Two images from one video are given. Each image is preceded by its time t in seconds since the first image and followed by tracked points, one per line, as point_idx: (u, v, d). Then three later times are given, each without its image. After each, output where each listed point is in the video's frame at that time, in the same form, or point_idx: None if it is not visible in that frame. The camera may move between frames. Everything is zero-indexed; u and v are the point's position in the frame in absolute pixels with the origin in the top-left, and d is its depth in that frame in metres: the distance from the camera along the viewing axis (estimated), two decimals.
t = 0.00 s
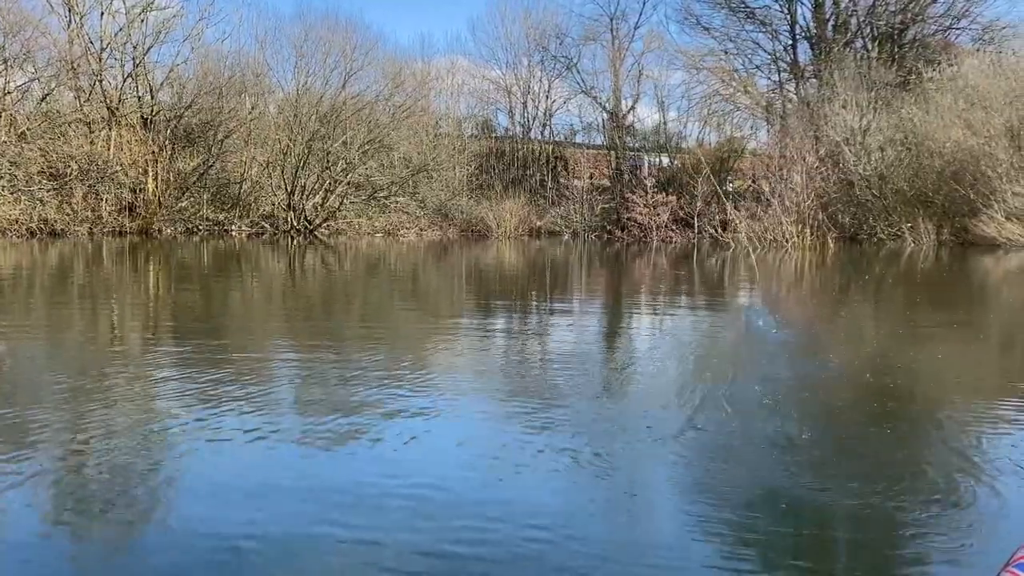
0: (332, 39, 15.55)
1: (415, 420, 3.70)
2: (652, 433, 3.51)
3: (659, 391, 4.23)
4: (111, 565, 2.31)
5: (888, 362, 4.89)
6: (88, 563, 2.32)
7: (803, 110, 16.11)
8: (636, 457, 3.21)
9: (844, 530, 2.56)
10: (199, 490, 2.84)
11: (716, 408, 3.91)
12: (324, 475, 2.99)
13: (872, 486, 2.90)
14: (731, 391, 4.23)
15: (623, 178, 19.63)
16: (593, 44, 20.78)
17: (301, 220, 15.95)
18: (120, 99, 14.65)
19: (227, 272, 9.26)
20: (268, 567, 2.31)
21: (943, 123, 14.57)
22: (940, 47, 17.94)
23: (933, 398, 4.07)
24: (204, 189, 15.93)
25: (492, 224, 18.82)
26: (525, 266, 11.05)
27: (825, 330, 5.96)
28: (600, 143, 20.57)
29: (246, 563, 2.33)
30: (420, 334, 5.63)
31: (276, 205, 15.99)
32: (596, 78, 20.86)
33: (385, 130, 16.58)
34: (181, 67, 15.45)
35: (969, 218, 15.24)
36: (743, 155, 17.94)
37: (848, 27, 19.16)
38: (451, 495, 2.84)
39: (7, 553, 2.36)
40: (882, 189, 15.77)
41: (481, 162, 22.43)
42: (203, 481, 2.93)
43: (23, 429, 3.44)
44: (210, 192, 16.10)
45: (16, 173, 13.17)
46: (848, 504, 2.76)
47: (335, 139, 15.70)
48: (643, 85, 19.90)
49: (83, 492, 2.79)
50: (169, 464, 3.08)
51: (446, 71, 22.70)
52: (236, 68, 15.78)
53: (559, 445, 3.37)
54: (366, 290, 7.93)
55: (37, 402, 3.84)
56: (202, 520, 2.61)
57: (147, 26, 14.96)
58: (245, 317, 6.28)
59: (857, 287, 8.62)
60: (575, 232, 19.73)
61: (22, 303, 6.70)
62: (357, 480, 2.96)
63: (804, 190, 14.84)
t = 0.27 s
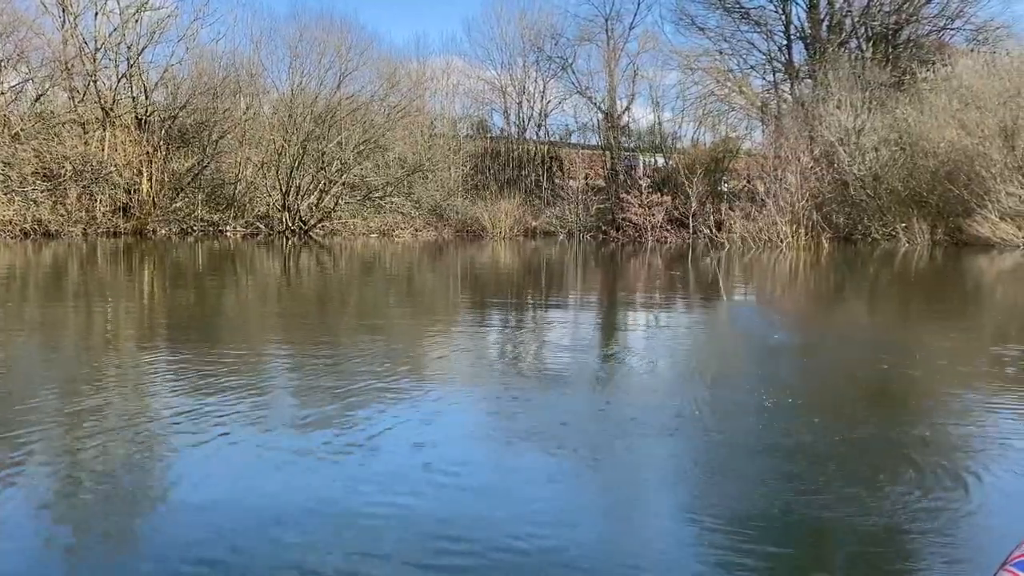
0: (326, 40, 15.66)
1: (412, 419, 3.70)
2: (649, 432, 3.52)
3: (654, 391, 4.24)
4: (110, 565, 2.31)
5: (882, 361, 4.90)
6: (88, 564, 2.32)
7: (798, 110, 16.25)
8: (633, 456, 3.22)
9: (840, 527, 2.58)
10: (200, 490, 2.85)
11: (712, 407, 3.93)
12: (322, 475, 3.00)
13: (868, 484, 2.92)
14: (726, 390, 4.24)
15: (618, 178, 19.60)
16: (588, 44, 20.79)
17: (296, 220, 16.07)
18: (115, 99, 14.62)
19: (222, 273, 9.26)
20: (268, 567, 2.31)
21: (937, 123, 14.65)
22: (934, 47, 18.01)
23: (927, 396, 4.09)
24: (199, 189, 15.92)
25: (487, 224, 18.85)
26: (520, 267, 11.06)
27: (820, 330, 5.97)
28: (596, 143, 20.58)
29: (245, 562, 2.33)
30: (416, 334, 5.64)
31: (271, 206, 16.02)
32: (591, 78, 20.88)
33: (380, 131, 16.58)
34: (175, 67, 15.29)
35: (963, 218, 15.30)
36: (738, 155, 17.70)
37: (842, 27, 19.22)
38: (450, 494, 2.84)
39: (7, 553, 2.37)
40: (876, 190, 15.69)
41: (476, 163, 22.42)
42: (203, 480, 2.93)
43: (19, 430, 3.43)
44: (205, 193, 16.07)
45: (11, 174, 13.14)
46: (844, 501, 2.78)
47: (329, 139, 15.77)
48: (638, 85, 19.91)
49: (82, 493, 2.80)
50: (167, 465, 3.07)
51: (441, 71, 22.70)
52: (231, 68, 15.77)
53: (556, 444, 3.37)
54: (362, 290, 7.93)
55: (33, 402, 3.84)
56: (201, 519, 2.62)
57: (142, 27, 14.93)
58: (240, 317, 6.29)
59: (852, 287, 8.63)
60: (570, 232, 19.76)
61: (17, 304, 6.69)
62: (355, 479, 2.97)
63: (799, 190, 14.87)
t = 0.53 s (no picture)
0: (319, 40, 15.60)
1: (404, 420, 3.70)
2: (642, 433, 3.51)
3: (647, 390, 4.24)
4: (99, 566, 2.31)
5: (874, 360, 4.90)
6: (77, 565, 2.31)
7: (789, 110, 16.46)
8: (624, 456, 3.22)
9: (834, 527, 2.57)
10: (191, 491, 2.83)
11: (705, 406, 3.93)
12: (315, 476, 2.98)
13: (858, 483, 2.92)
14: (720, 390, 4.24)
15: (611, 178, 19.54)
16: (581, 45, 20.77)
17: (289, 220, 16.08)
18: (106, 99, 14.57)
19: (213, 274, 9.24)
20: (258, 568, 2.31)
21: (929, 123, 14.68)
22: (926, 48, 18.07)
23: (921, 396, 4.09)
24: (191, 190, 15.87)
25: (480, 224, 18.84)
26: (513, 267, 11.07)
27: (812, 330, 5.96)
28: (589, 144, 20.57)
29: (236, 564, 2.32)
30: (408, 334, 5.65)
31: (263, 206, 16.01)
32: (584, 79, 20.87)
33: (373, 131, 16.55)
34: (168, 67, 15.31)
35: (954, 218, 15.28)
36: (731, 155, 17.90)
37: (834, 27, 19.28)
38: (443, 495, 2.83)
39: None
40: (868, 189, 15.82)
41: (469, 163, 22.42)
42: (194, 482, 2.92)
43: (10, 430, 3.43)
44: (198, 193, 16.07)
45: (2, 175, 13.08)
46: (837, 501, 2.77)
47: (322, 140, 15.67)
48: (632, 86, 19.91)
49: (72, 493, 2.80)
50: (158, 466, 3.07)
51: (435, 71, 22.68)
52: (223, 67, 15.76)
53: (548, 444, 3.37)
54: (355, 291, 7.91)
55: (24, 403, 3.84)
56: (191, 520, 2.61)
57: (133, 27, 14.89)
58: (233, 317, 6.29)
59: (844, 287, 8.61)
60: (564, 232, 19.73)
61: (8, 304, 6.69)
62: (348, 480, 2.95)
63: (791, 190, 14.90)
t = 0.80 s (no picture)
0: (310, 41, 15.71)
1: (397, 420, 3.69)
2: (635, 433, 3.51)
3: (639, 391, 4.24)
4: (90, 566, 2.30)
5: (865, 361, 4.89)
6: (66, 565, 2.30)
7: (778, 110, 16.59)
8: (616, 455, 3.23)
9: (826, 527, 2.57)
10: (182, 493, 2.82)
11: (698, 407, 3.92)
12: (307, 478, 2.97)
13: (850, 482, 2.94)
14: (712, 390, 4.24)
15: (602, 179, 19.61)
16: (571, 45, 20.73)
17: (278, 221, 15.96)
18: (95, 100, 14.50)
19: (203, 275, 9.22)
20: (250, 568, 2.30)
21: (918, 123, 14.77)
22: (915, 48, 18.15)
23: (913, 395, 4.10)
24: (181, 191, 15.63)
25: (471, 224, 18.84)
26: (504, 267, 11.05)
27: (802, 330, 5.95)
28: (580, 144, 20.61)
29: (227, 565, 2.31)
30: (399, 334, 5.64)
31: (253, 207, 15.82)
32: (575, 79, 20.89)
33: (363, 132, 16.48)
34: (157, 68, 15.28)
35: (944, 217, 15.25)
36: (721, 155, 17.85)
37: (824, 28, 19.37)
38: (435, 495, 2.83)
39: None
40: (858, 189, 15.88)
41: (459, 164, 22.44)
42: (185, 483, 2.90)
43: None
44: (187, 195, 15.92)
45: None
46: (829, 501, 2.77)
47: (312, 140, 15.71)
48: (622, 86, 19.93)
49: (62, 494, 2.79)
50: (150, 466, 3.06)
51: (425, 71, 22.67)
52: (213, 68, 15.95)
53: (541, 443, 3.37)
54: (345, 292, 7.87)
55: (14, 404, 3.82)
56: (183, 522, 2.59)
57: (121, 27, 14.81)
58: (223, 318, 6.28)
59: (833, 287, 8.57)
60: (555, 232, 19.73)
61: None
62: (340, 481, 2.94)
63: (781, 190, 14.94)
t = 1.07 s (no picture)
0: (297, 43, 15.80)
1: (385, 422, 3.67)
2: (624, 433, 3.50)
3: (628, 391, 4.23)
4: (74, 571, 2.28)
5: (852, 361, 4.87)
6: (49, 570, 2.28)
7: (766, 111, 16.62)
8: (606, 456, 3.22)
9: (813, 527, 2.57)
10: (168, 496, 2.79)
11: (687, 406, 3.91)
12: (294, 480, 2.96)
13: (838, 481, 2.94)
14: (700, 390, 4.24)
15: (590, 179, 19.63)
16: (559, 46, 20.77)
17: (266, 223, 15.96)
18: (81, 101, 14.33)
19: (190, 277, 9.16)
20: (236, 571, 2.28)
21: (903, 123, 14.73)
22: (901, 48, 18.25)
23: (903, 394, 4.10)
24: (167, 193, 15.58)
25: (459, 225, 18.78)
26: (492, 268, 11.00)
27: (789, 330, 5.94)
28: (568, 145, 20.63)
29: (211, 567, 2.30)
30: (388, 336, 5.62)
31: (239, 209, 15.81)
32: (563, 80, 20.91)
33: (350, 133, 16.54)
34: (142, 69, 15.14)
35: (929, 217, 15.36)
36: (709, 155, 17.75)
37: (810, 28, 19.48)
38: (424, 497, 2.81)
39: None
40: (845, 189, 15.99)
41: (447, 165, 22.41)
42: (170, 486, 2.88)
43: None
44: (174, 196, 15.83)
45: None
46: (816, 501, 2.77)
47: (298, 141, 15.67)
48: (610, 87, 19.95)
49: (46, 498, 2.76)
50: (136, 470, 3.03)
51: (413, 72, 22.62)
52: (199, 69, 15.86)
53: (529, 444, 3.36)
54: (332, 293, 7.83)
55: None
56: (168, 524, 2.58)
57: (108, 28, 14.71)
58: (209, 320, 6.23)
59: (820, 287, 8.53)
60: (543, 233, 19.66)
61: None
62: (327, 483, 2.93)
63: (768, 190, 14.97)
